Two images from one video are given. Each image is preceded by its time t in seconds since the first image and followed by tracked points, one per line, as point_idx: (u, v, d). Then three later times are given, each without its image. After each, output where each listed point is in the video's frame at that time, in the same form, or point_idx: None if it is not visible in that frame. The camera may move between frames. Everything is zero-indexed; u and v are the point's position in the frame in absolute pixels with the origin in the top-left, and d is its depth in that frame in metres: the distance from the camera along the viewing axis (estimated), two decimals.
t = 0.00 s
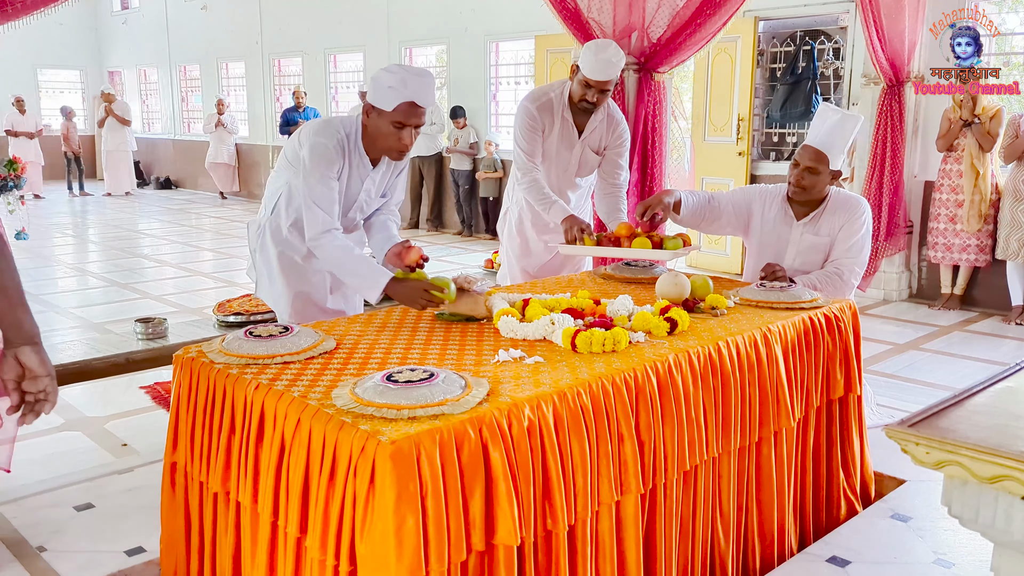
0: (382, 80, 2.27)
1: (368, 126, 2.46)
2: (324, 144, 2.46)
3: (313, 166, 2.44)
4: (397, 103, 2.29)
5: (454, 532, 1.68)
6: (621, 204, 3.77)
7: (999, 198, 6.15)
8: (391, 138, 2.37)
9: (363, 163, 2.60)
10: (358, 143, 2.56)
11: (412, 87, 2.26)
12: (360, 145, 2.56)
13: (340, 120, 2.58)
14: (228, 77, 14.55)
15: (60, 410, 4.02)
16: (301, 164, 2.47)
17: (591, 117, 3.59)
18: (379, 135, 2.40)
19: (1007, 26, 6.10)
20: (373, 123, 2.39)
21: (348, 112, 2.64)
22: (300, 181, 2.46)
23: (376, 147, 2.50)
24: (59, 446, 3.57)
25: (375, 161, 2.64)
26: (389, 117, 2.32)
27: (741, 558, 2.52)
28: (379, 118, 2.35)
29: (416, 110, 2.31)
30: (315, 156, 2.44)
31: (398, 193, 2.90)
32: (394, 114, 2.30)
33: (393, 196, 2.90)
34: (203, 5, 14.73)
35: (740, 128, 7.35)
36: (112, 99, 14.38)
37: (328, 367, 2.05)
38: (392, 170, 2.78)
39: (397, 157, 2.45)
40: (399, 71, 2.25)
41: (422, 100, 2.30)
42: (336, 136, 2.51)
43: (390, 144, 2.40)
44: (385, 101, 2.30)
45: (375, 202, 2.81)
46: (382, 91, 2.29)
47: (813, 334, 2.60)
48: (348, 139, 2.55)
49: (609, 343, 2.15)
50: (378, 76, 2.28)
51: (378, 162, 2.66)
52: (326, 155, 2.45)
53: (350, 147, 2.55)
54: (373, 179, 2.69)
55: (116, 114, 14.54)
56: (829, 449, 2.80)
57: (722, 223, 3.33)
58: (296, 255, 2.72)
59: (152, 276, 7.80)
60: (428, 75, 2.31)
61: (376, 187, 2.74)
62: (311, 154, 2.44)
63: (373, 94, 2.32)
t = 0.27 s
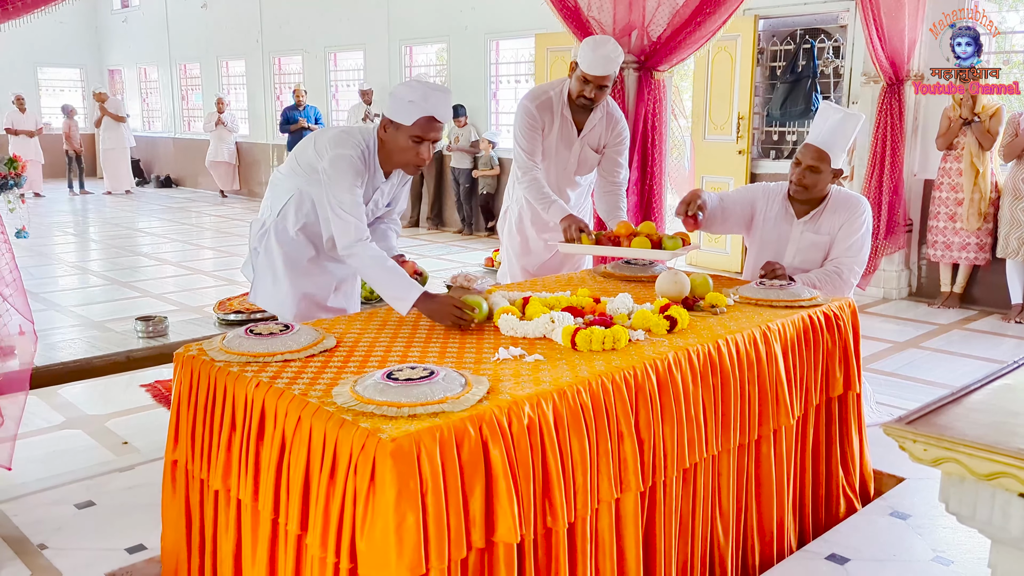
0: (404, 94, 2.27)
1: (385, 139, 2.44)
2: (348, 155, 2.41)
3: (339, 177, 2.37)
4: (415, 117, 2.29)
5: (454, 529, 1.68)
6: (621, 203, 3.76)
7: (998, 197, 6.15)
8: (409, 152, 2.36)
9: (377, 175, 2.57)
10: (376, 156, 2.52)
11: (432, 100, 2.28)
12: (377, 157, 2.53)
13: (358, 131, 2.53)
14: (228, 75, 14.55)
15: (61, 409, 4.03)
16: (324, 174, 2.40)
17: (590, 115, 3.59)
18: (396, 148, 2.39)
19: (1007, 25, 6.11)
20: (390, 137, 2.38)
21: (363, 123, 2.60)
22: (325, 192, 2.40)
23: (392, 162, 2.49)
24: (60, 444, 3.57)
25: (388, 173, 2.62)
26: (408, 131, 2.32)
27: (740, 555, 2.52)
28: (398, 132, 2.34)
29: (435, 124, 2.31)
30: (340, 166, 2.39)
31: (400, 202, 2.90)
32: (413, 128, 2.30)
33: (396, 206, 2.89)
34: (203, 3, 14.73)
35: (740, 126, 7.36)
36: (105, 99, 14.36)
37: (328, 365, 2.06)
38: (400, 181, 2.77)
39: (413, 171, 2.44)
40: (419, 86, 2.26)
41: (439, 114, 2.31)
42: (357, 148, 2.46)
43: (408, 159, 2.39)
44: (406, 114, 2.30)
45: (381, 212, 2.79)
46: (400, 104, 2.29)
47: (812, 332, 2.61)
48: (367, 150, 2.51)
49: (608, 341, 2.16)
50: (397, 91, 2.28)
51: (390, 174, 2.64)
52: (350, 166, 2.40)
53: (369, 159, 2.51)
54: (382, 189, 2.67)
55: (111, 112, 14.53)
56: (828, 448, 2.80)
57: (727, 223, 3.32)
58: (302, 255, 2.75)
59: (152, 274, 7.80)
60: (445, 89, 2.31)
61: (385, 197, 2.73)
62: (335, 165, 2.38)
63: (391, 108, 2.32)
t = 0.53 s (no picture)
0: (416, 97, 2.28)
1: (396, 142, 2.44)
2: (361, 157, 2.41)
3: (350, 178, 2.38)
4: (425, 120, 2.30)
5: (454, 526, 1.69)
6: (620, 202, 3.77)
7: (997, 196, 6.16)
8: (419, 156, 2.38)
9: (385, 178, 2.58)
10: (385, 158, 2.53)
11: (443, 104, 2.29)
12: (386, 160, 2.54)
13: (367, 133, 2.54)
14: (228, 74, 14.55)
15: (62, 407, 4.04)
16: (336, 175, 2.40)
17: (589, 115, 3.60)
18: (406, 152, 2.41)
19: (1007, 24, 6.11)
20: (400, 140, 2.40)
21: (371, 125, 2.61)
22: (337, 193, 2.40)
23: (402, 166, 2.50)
24: (62, 442, 3.58)
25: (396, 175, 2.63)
26: (418, 134, 2.34)
27: (740, 553, 2.53)
28: (408, 135, 2.35)
29: (445, 128, 2.33)
30: (352, 168, 2.39)
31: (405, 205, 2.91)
32: (423, 131, 2.31)
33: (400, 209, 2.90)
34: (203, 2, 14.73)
35: (740, 126, 7.37)
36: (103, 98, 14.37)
37: (330, 363, 2.07)
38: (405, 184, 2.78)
39: (422, 174, 2.46)
40: (431, 89, 2.28)
41: (450, 118, 2.33)
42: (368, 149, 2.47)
43: (418, 162, 2.40)
44: (416, 117, 2.31)
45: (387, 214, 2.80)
46: (411, 107, 2.31)
47: (812, 330, 2.62)
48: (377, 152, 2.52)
49: (609, 340, 2.17)
50: (408, 94, 2.30)
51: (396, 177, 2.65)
52: (362, 168, 2.40)
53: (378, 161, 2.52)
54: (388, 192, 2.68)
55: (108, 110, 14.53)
56: (828, 446, 2.81)
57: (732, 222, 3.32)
58: (309, 256, 2.75)
59: (151, 273, 7.80)
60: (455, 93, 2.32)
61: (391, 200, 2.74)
62: (348, 166, 2.39)
63: (401, 111, 2.34)
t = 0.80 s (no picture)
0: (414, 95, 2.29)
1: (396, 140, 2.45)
2: (358, 155, 2.42)
3: (347, 173, 2.39)
4: (425, 119, 2.31)
5: (454, 523, 1.70)
6: (620, 200, 3.77)
7: (997, 195, 6.17)
8: (418, 154, 2.40)
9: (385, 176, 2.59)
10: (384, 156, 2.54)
11: (443, 102, 2.29)
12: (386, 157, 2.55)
13: (368, 130, 2.55)
14: (228, 74, 14.55)
15: (62, 406, 4.05)
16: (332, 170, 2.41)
17: (589, 112, 3.60)
18: (405, 149, 2.42)
19: (1007, 23, 6.11)
20: (400, 138, 2.41)
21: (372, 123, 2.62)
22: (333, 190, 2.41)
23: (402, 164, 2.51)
24: (63, 441, 3.59)
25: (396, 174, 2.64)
26: (417, 132, 2.35)
27: (739, 551, 2.54)
28: (408, 133, 2.36)
29: (445, 126, 2.34)
30: (349, 165, 2.40)
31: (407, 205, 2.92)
32: (423, 130, 2.32)
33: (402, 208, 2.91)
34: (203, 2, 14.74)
35: (739, 125, 7.37)
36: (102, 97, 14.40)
37: (329, 361, 2.07)
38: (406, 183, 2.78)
39: (422, 172, 2.47)
40: (431, 87, 2.28)
41: (450, 116, 2.33)
42: (366, 147, 2.48)
43: (418, 160, 2.42)
44: (416, 115, 2.32)
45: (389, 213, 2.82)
46: (411, 105, 2.31)
47: (811, 329, 2.63)
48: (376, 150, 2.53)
49: (608, 338, 2.18)
50: (407, 92, 2.30)
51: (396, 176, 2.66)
52: (359, 166, 2.42)
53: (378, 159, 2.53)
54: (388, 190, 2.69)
55: (108, 110, 14.56)
56: (826, 444, 2.82)
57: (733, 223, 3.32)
58: (311, 254, 2.76)
59: (151, 273, 7.81)
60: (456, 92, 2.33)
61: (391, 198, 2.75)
62: (345, 164, 2.40)
63: (401, 110, 2.35)
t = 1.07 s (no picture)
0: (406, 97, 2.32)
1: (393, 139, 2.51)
2: (338, 157, 2.57)
3: (325, 173, 2.56)
4: (423, 117, 2.32)
5: (454, 521, 1.71)
6: (620, 198, 3.79)
7: (995, 195, 6.18)
8: (417, 152, 2.41)
9: (383, 175, 2.69)
10: (380, 156, 2.64)
11: (440, 101, 2.30)
12: (379, 158, 2.65)
13: (366, 129, 2.66)
14: (228, 74, 14.56)
15: (63, 406, 4.05)
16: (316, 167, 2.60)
17: (590, 109, 3.61)
18: (403, 148, 2.45)
19: (1006, 23, 6.12)
20: (399, 137, 2.43)
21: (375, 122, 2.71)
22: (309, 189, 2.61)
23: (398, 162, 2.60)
24: (64, 440, 3.60)
25: (395, 174, 2.73)
26: (415, 131, 2.36)
27: (738, 550, 2.55)
28: (405, 133, 2.38)
29: (441, 127, 2.35)
30: (327, 167, 2.57)
31: (410, 204, 2.95)
32: (420, 129, 2.33)
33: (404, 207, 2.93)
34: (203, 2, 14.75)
35: (739, 125, 7.38)
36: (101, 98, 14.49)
37: (330, 360, 2.08)
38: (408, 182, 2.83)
39: (421, 170, 2.49)
40: (427, 87, 2.29)
41: (447, 115, 2.34)
42: (353, 148, 2.60)
43: (416, 158, 2.43)
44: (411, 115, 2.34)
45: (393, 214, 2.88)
46: (408, 105, 2.33)
47: (810, 329, 2.63)
48: (368, 151, 2.64)
49: (608, 337, 2.19)
50: (405, 92, 2.32)
51: (396, 174, 2.74)
52: (338, 168, 2.57)
53: (370, 159, 2.64)
54: (390, 190, 2.76)
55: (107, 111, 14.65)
56: (826, 443, 2.83)
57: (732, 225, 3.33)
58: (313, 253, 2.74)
59: (151, 272, 7.81)
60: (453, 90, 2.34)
61: (393, 198, 2.80)
62: (324, 165, 2.57)
63: (399, 109, 2.36)
